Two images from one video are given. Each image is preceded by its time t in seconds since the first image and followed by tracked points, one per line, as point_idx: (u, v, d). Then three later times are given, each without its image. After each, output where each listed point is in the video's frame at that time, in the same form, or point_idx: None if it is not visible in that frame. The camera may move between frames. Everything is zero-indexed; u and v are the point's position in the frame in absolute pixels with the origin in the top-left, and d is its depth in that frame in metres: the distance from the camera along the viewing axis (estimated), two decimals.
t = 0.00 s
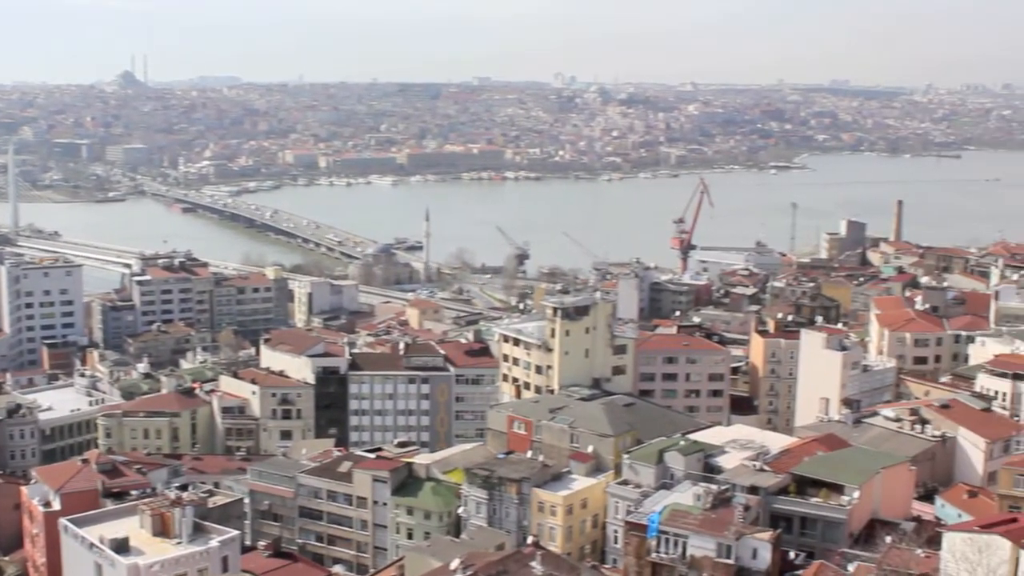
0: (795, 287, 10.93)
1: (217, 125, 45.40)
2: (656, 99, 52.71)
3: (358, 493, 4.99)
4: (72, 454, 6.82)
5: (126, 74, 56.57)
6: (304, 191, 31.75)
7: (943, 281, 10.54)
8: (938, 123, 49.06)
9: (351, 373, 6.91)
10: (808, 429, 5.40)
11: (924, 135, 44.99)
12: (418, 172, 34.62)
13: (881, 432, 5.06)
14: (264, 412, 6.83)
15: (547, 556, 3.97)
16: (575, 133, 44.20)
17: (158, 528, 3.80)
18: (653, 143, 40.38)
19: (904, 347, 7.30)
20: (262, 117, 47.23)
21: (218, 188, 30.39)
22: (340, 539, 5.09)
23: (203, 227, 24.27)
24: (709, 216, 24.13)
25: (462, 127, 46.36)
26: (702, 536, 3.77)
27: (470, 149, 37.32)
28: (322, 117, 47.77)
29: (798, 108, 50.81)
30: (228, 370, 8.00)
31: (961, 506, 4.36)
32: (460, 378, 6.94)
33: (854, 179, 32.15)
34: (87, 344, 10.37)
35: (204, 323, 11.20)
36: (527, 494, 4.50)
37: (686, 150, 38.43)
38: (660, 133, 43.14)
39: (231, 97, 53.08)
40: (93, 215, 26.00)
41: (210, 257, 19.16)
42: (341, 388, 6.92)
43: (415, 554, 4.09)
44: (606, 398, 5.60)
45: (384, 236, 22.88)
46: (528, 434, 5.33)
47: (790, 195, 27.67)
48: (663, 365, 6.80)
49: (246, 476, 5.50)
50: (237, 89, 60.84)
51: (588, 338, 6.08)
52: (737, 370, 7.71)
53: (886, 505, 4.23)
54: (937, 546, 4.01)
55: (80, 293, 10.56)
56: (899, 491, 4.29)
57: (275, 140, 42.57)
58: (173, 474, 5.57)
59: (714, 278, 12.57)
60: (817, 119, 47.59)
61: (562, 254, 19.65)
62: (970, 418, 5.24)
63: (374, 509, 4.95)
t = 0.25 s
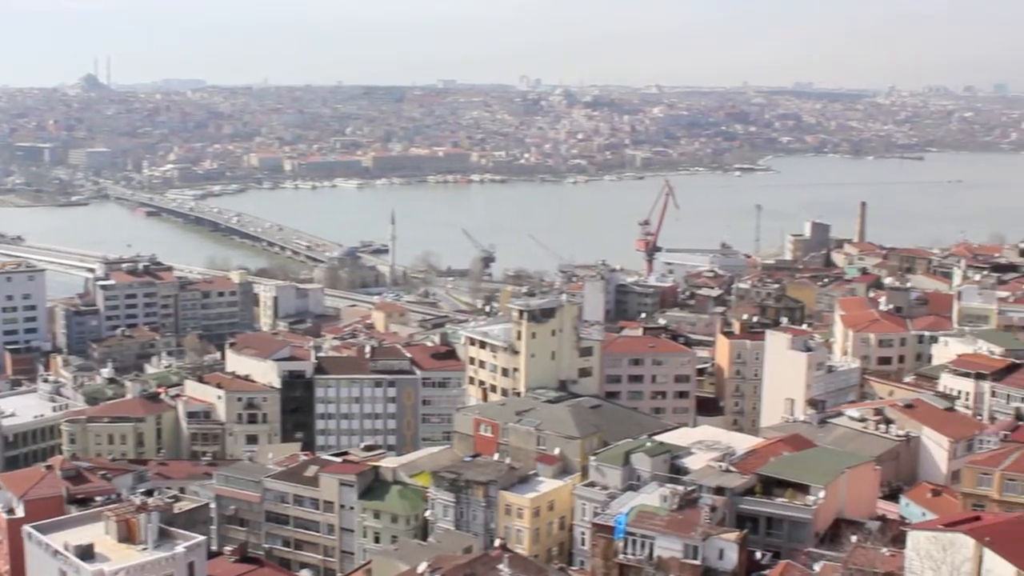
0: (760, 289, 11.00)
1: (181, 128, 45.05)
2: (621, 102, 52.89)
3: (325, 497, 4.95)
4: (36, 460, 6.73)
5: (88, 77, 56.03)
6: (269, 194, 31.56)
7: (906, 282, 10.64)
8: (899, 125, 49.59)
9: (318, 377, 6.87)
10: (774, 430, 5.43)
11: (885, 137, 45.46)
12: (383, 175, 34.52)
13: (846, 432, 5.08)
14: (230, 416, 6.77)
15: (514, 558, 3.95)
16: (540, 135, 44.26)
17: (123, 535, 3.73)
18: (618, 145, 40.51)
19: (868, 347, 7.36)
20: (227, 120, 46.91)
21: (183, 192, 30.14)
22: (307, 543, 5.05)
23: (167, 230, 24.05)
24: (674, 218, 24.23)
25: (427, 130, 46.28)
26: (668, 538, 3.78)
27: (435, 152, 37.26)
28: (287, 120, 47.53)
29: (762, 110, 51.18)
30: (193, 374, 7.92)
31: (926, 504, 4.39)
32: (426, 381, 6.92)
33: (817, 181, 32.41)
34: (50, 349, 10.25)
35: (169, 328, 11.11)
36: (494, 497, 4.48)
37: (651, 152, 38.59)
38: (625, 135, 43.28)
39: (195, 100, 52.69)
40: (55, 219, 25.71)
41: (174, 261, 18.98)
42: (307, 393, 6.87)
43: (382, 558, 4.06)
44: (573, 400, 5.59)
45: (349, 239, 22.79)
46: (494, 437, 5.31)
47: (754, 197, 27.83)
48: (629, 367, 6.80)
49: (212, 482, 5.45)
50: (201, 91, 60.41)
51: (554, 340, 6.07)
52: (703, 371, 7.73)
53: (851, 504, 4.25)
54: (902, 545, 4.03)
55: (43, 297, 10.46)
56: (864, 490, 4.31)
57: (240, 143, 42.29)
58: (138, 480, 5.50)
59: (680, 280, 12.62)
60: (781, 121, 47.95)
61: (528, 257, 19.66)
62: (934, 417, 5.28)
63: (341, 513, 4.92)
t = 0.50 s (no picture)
0: (724, 291, 11.06)
1: (143, 132, 44.63)
2: (586, 105, 53.01)
3: (291, 502, 4.91)
4: None
5: (48, 81, 55.40)
6: (232, 199, 31.32)
7: (869, 284, 10.74)
8: (861, 128, 50.06)
9: (283, 382, 6.83)
10: (739, 431, 5.45)
11: (847, 140, 45.86)
12: (348, 179, 34.36)
13: (810, 433, 5.11)
14: (195, 422, 6.71)
15: (481, 561, 3.94)
16: (504, 138, 44.26)
17: (86, 542, 3.67)
18: (583, 149, 40.59)
19: (832, 348, 7.42)
20: (189, 124, 46.54)
21: (145, 197, 29.85)
22: (273, 549, 5.00)
23: (130, 236, 23.80)
24: (639, 221, 24.29)
25: (391, 134, 46.15)
26: (635, 539, 3.78)
27: (400, 156, 37.15)
28: (250, 124, 47.21)
29: (725, 113, 51.47)
30: (157, 380, 7.84)
31: (889, 504, 4.42)
32: (391, 385, 6.87)
33: (781, 184, 32.64)
34: (11, 356, 10.12)
35: (133, 334, 10.99)
36: (461, 500, 4.47)
37: (615, 156, 38.69)
38: (589, 138, 43.38)
39: (157, 104, 52.24)
40: (16, 225, 25.37)
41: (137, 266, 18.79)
42: (272, 398, 6.84)
43: (348, 562, 4.03)
44: (539, 403, 5.58)
45: (314, 244, 22.65)
46: (461, 441, 5.30)
47: (718, 200, 27.96)
48: (595, 369, 6.81)
49: (176, 488, 5.39)
50: (164, 96, 59.92)
51: (519, 343, 6.06)
52: (668, 373, 7.76)
53: (816, 504, 4.27)
54: (866, 544, 4.07)
55: (4, 303, 10.31)
56: (828, 491, 4.34)
57: (203, 147, 41.96)
58: (101, 487, 5.43)
59: (644, 283, 12.65)
60: (744, 124, 48.26)
61: (493, 260, 19.64)
62: (897, 417, 5.32)
63: (307, 518, 4.87)
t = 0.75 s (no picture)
0: (688, 294, 11.11)
1: (103, 138, 44.19)
2: (549, 109, 53.13)
3: (256, 509, 4.85)
4: None
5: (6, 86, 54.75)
6: (195, 204, 31.08)
7: (831, 286, 10.82)
8: (822, 132, 50.53)
9: (247, 389, 6.76)
10: (703, 434, 5.46)
11: (809, 144, 46.27)
12: (311, 184, 34.19)
13: (774, 436, 5.14)
14: (158, 429, 6.64)
15: (447, 566, 3.92)
16: (468, 143, 44.25)
17: (49, 552, 3.61)
18: (546, 153, 40.66)
19: (795, 351, 7.46)
20: (151, 130, 46.13)
21: (106, 203, 29.54)
22: (238, 556, 4.93)
23: (91, 242, 23.55)
24: (602, 225, 24.37)
25: (355, 139, 46.00)
26: (601, 543, 3.78)
27: (363, 161, 37.04)
28: (212, 129, 46.87)
29: (688, 117, 51.77)
30: (120, 388, 7.74)
31: (853, 505, 4.45)
32: (356, 392, 6.82)
33: (744, 187, 32.87)
34: None
35: (95, 341, 10.87)
36: (426, 506, 4.44)
37: (578, 160, 38.78)
38: (553, 143, 43.45)
39: (118, 110, 51.75)
40: None
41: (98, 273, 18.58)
42: (236, 404, 6.77)
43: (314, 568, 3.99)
44: (504, 408, 5.57)
45: (277, 249, 22.54)
46: (426, 446, 5.27)
47: (682, 204, 28.10)
48: (560, 373, 6.80)
49: (139, 497, 5.31)
50: (124, 101, 59.40)
51: (484, 348, 6.04)
52: (633, 377, 7.77)
53: (780, 506, 4.29)
54: (830, 546, 4.09)
55: None
56: (792, 492, 4.35)
57: (165, 153, 41.61)
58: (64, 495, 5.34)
59: (608, 286, 12.68)
60: (706, 128, 48.55)
61: (457, 265, 19.63)
62: (860, 419, 5.36)
63: (272, 525, 4.81)
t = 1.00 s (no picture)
0: (651, 298, 11.13)
1: (62, 145, 43.65)
2: (511, 115, 53.16)
3: (219, 518, 4.78)
4: None
5: None
6: (156, 212, 30.77)
7: (793, 290, 10.89)
8: (782, 136, 50.92)
9: (210, 397, 6.69)
10: (667, 438, 5.47)
11: (770, 148, 46.61)
12: (273, 191, 33.94)
13: (738, 439, 5.15)
14: (120, 437, 6.53)
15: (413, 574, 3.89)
16: (430, 149, 44.18)
17: (10, 563, 3.55)
18: (508, 159, 40.67)
19: (757, 354, 7.50)
20: (111, 137, 45.65)
21: (66, 211, 29.16)
22: (202, 566, 4.86)
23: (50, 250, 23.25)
24: (564, 231, 24.40)
25: (317, 145, 45.77)
26: (565, 548, 3.77)
27: (325, 167, 36.85)
28: (173, 136, 46.47)
29: (650, 122, 51.97)
30: (82, 397, 7.63)
31: (817, 507, 4.46)
32: (320, 399, 6.79)
33: (706, 192, 33.03)
34: None
35: (55, 350, 10.73)
36: (391, 513, 4.41)
37: (541, 165, 38.81)
38: (515, 148, 43.48)
39: (76, 118, 51.16)
40: None
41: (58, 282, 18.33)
42: (199, 412, 6.69)
43: None
44: (468, 413, 5.54)
45: (239, 256, 22.36)
46: (391, 452, 5.23)
47: (644, 208, 28.21)
48: (524, 378, 6.80)
49: (103, 507, 5.23)
50: (83, 108, 58.77)
51: (448, 354, 6.02)
52: (596, 382, 7.77)
53: (744, 509, 4.30)
54: (794, 548, 4.11)
55: None
56: (756, 495, 4.36)
57: (125, 160, 41.19)
58: (25, 507, 5.25)
59: (572, 291, 12.69)
60: (668, 132, 48.79)
61: (421, 271, 19.58)
62: (823, 422, 5.39)
63: (237, 535, 4.76)
